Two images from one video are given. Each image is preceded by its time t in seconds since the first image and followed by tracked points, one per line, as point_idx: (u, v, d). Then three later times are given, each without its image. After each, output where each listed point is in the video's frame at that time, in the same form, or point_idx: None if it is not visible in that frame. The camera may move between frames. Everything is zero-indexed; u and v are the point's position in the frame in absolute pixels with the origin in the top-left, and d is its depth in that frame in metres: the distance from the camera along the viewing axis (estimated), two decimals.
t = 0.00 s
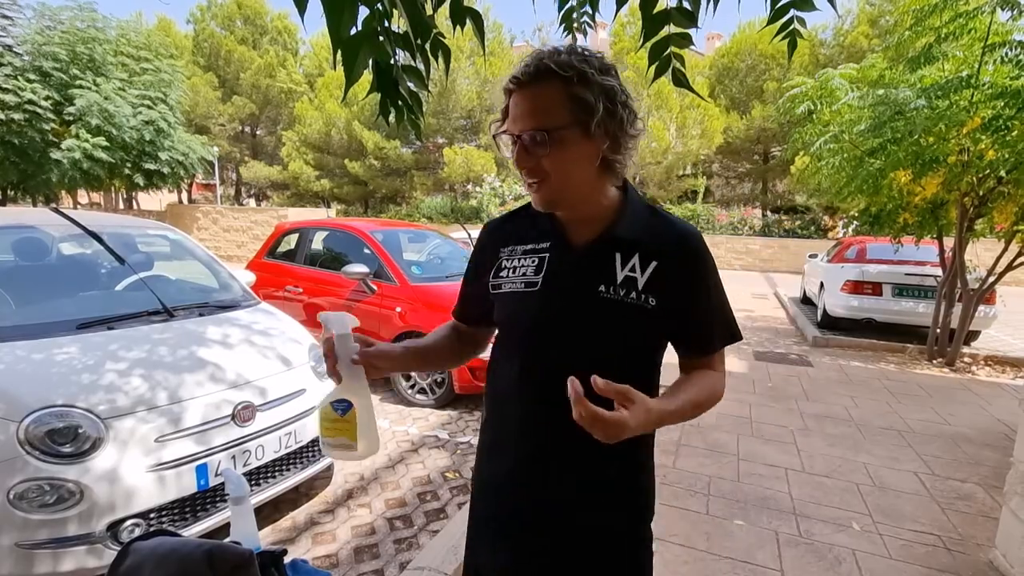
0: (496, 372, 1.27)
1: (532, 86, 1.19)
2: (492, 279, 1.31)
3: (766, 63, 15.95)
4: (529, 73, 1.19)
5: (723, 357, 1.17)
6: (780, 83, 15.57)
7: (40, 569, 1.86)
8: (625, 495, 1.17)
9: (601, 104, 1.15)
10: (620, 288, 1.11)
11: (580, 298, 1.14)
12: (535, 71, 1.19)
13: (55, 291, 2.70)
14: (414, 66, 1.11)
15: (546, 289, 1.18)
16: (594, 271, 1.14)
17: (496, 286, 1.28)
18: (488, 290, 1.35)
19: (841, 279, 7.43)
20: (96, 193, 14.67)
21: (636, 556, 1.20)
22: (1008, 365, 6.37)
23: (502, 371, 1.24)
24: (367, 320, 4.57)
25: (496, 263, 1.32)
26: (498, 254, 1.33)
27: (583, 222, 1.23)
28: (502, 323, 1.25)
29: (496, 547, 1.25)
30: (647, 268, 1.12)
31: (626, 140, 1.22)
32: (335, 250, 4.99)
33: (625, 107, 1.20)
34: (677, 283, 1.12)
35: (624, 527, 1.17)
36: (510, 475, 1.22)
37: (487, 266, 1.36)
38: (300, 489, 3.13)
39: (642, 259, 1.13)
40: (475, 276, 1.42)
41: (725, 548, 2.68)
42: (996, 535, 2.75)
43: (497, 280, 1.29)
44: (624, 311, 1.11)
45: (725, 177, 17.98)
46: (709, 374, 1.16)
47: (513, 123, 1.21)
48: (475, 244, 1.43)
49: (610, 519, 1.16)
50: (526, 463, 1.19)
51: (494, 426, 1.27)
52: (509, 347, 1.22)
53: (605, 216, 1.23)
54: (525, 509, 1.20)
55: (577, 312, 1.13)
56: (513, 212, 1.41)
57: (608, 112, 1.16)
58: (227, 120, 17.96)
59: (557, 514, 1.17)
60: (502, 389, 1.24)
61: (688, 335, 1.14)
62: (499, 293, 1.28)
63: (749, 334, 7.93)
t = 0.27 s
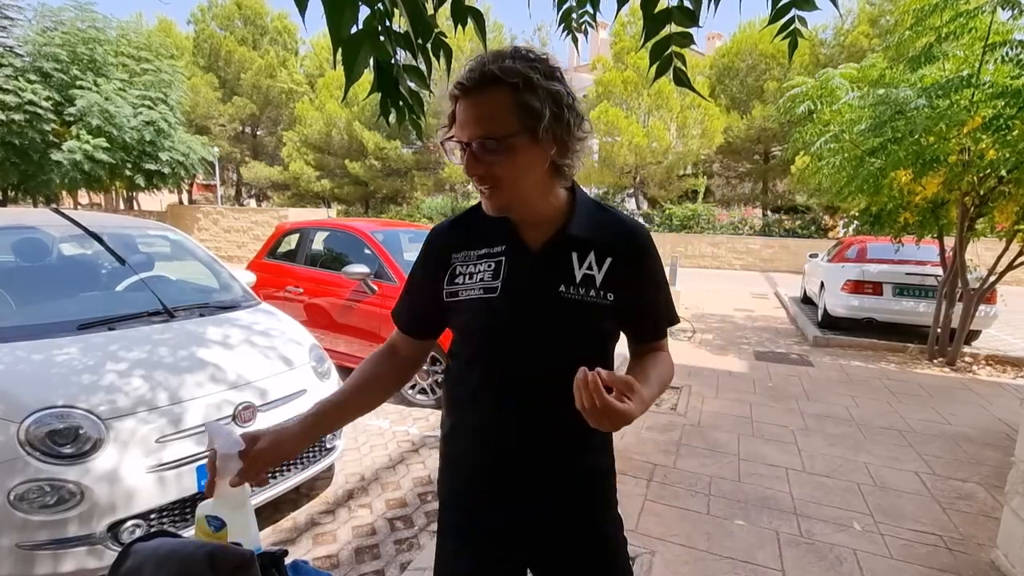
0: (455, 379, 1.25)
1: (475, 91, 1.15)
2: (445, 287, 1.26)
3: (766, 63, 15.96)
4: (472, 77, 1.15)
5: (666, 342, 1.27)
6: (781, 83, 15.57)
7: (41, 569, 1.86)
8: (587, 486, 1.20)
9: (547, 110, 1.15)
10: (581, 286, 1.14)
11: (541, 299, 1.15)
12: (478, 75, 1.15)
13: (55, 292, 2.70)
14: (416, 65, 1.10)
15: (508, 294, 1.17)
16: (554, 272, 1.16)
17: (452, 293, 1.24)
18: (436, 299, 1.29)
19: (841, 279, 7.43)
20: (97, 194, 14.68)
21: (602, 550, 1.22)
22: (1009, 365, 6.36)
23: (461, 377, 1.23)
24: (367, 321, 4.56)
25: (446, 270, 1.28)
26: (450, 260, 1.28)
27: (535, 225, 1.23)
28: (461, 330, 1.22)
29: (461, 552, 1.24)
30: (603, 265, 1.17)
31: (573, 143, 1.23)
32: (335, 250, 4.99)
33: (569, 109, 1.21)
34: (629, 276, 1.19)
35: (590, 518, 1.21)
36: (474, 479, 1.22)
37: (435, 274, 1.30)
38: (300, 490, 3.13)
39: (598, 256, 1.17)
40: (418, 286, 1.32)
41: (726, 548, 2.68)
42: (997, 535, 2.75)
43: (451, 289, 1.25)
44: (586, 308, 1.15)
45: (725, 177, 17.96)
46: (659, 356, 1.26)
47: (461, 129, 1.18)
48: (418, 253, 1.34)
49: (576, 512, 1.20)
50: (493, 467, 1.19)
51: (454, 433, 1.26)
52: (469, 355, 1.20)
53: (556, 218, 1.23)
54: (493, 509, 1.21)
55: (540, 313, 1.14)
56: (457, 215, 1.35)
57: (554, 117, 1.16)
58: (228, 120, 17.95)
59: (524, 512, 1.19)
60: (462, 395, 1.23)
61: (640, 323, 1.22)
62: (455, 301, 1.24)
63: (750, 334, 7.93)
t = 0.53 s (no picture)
0: (440, 385, 1.24)
1: (446, 92, 1.16)
2: (426, 293, 1.24)
3: (768, 63, 15.95)
4: (441, 78, 1.16)
5: (645, 330, 1.30)
6: (783, 83, 15.55)
7: (43, 570, 1.86)
8: (577, 483, 1.20)
9: (518, 107, 1.17)
10: (564, 281, 1.15)
11: (526, 297, 1.15)
12: (448, 76, 1.16)
13: (58, 293, 2.70)
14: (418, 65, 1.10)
15: (492, 295, 1.16)
16: (536, 269, 1.17)
17: (434, 298, 1.22)
18: (416, 307, 1.26)
19: (843, 279, 7.41)
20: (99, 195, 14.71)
21: (596, 544, 1.22)
22: (1012, 365, 6.34)
23: (445, 382, 1.21)
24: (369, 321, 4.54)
25: (426, 276, 1.25)
26: (429, 265, 1.25)
27: (513, 223, 1.23)
28: (444, 335, 1.20)
29: (455, 558, 1.23)
30: (584, 258, 1.19)
31: (545, 141, 1.26)
32: (337, 251, 5.00)
33: (539, 108, 1.24)
34: (608, 267, 1.21)
35: (583, 514, 1.21)
36: (463, 484, 1.21)
37: (411, 282, 1.27)
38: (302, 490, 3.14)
39: (578, 250, 1.19)
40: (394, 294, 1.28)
41: (728, 549, 2.68)
42: (1001, 535, 2.74)
43: (433, 294, 1.22)
44: (571, 302, 1.16)
45: (727, 176, 17.94)
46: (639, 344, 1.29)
47: (434, 129, 1.18)
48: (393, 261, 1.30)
49: (569, 510, 1.20)
50: (483, 469, 1.19)
51: (440, 438, 1.24)
52: (453, 358, 1.19)
53: (533, 215, 1.25)
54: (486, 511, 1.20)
55: (526, 311, 1.14)
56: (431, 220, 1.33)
57: (526, 114, 1.19)
58: (229, 121, 17.98)
59: (518, 513, 1.19)
60: (448, 399, 1.22)
61: (619, 314, 1.24)
62: (437, 306, 1.22)
63: (751, 334, 7.91)
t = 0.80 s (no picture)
0: (438, 385, 1.23)
1: (440, 90, 1.16)
2: (422, 292, 1.25)
3: (769, 63, 15.95)
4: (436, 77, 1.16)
5: (646, 331, 1.29)
6: (784, 83, 15.54)
7: (44, 571, 1.86)
8: (576, 483, 1.19)
9: (514, 104, 1.17)
10: (562, 282, 1.15)
11: (523, 296, 1.15)
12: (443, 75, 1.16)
13: (60, 293, 2.71)
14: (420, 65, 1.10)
15: (489, 294, 1.16)
16: (533, 268, 1.17)
17: (429, 298, 1.23)
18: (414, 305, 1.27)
19: (845, 280, 7.40)
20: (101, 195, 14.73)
21: (597, 547, 1.21)
22: (1014, 366, 6.32)
23: (442, 382, 1.22)
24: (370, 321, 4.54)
25: (422, 275, 1.26)
26: (425, 264, 1.26)
27: (509, 221, 1.24)
28: (440, 335, 1.21)
29: (455, 558, 1.23)
30: (582, 259, 1.18)
31: (542, 138, 1.26)
32: (338, 251, 5.00)
33: (536, 105, 1.23)
34: (606, 267, 1.21)
35: (583, 518, 1.20)
36: (461, 484, 1.21)
37: (409, 281, 1.28)
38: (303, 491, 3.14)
39: (576, 250, 1.18)
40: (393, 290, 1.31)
41: (730, 550, 2.67)
42: (1004, 537, 2.73)
43: (429, 293, 1.23)
44: (569, 302, 1.16)
45: (729, 177, 17.91)
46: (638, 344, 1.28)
47: (430, 127, 1.18)
48: (391, 259, 1.31)
49: (569, 511, 1.19)
50: (481, 470, 1.18)
51: (438, 439, 1.24)
52: (449, 358, 1.19)
53: (530, 214, 1.25)
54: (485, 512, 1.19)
55: (523, 311, 1.14)
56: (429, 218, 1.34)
57: (522, 112, 1.19)
58: (231, 121, 18.00)
59: (518, 514, 1.18)
60: (445, 400, 1.22)
61: (617, 314, 1.23)
62: (433, 305, 1.22)
63: (753, 335, 7.89)
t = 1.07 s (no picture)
0: (439, 382, 1.24)
1: (449, 85, 1.17)
2: (425, 287, 1.27)
3: (772, 62, 15.92)
4: (443, 73, 1.17)
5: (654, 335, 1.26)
6: (786, 82, 15.52)
7: (46, 569, 1.86)
8: (577, 486, 1.18)
9: (523, 100, 1.17)
10: (562, 281, 1.13)
11: (523, 295, 1.14)
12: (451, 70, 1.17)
13: (61, 291, 2.70)
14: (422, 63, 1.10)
15: (489, 291, 1.17)
16: (534, 267, 1.16)
17: (431, 292, 1.24)
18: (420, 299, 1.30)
19: (848, 279, 7.38)
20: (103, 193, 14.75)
21: (597, 552, 1.20)
22: (1017, 366, 6.30)
23: (444, 377, 1.22)
24: (371, 320, 4.54)
25: (426, 269, 1.28)
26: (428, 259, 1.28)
27: (513, 217, 1.23)
28: (442, 331, 1.21)
29: (453, 555, 1.23)
30: (585, 259, 1.16)
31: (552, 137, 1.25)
32: (340, 250, 5.00)
33: (546, 103, 1.23)
34: (611, 269, 1.18)
35: (583, 522, 1.19)
36: (460, 482, 1.21)
37: (416, 274, 1.32)
38: (305, 490, 3.14)
39: (580, 250, 1.16)
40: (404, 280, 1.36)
41: (732, 550, 2.66)
42: (1007, 538, 2.72)
43: (430, 288, 1.25)
44: (570, 302, 1.14)
45: (731, 176, 17.86)
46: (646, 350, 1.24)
47: (436, 122, 1.19)
48: (399, 252, 1.35)
49: (568, 514, 1.18)
50: (480, 469, 1.18)
51: (439, 436, 1.24)
52: (450, 354, 1.19)
53: (536, 211, 1.24)
54: (483, 512, 1.19)
55: (523, 310, 1.14)
56: (437, 211, 1.37)
57: (530, 109, 1.19)
58: (233, 121, 18.01)
59: (517, 513, 1.18)
60: (445, 397, 1.22)
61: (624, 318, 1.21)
62: (434, 300, 1.24)
63: (755, 334, 7.88)
